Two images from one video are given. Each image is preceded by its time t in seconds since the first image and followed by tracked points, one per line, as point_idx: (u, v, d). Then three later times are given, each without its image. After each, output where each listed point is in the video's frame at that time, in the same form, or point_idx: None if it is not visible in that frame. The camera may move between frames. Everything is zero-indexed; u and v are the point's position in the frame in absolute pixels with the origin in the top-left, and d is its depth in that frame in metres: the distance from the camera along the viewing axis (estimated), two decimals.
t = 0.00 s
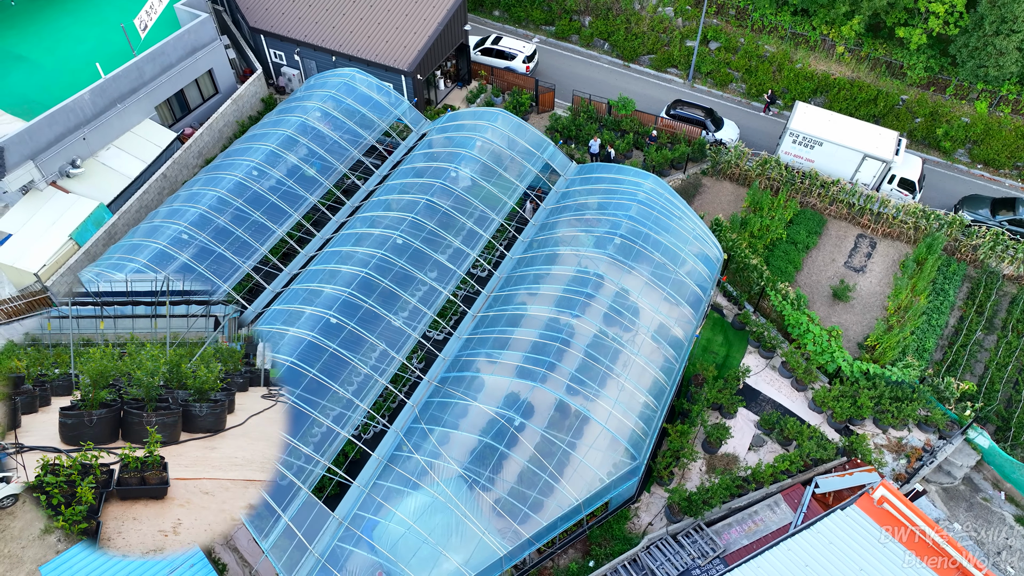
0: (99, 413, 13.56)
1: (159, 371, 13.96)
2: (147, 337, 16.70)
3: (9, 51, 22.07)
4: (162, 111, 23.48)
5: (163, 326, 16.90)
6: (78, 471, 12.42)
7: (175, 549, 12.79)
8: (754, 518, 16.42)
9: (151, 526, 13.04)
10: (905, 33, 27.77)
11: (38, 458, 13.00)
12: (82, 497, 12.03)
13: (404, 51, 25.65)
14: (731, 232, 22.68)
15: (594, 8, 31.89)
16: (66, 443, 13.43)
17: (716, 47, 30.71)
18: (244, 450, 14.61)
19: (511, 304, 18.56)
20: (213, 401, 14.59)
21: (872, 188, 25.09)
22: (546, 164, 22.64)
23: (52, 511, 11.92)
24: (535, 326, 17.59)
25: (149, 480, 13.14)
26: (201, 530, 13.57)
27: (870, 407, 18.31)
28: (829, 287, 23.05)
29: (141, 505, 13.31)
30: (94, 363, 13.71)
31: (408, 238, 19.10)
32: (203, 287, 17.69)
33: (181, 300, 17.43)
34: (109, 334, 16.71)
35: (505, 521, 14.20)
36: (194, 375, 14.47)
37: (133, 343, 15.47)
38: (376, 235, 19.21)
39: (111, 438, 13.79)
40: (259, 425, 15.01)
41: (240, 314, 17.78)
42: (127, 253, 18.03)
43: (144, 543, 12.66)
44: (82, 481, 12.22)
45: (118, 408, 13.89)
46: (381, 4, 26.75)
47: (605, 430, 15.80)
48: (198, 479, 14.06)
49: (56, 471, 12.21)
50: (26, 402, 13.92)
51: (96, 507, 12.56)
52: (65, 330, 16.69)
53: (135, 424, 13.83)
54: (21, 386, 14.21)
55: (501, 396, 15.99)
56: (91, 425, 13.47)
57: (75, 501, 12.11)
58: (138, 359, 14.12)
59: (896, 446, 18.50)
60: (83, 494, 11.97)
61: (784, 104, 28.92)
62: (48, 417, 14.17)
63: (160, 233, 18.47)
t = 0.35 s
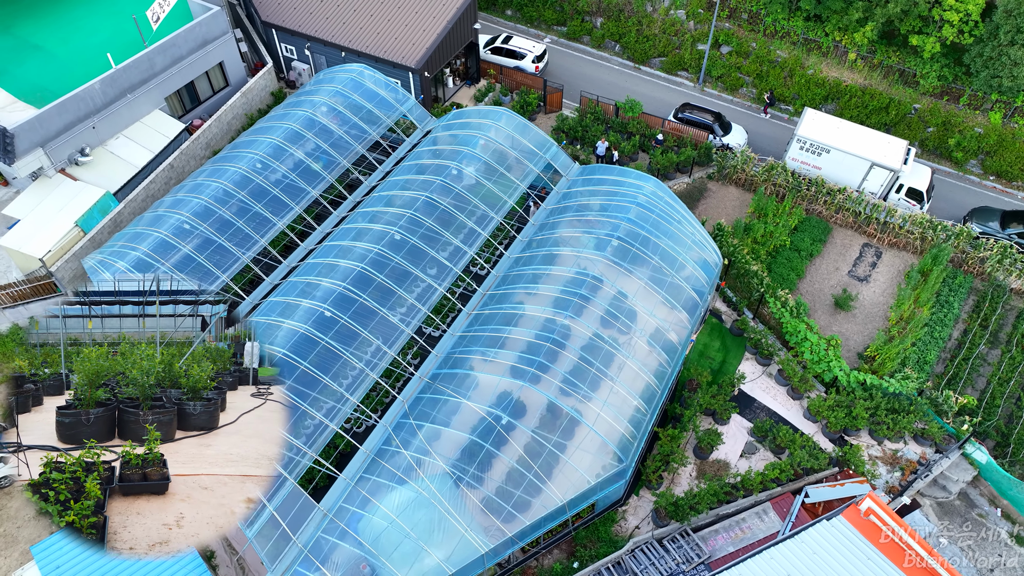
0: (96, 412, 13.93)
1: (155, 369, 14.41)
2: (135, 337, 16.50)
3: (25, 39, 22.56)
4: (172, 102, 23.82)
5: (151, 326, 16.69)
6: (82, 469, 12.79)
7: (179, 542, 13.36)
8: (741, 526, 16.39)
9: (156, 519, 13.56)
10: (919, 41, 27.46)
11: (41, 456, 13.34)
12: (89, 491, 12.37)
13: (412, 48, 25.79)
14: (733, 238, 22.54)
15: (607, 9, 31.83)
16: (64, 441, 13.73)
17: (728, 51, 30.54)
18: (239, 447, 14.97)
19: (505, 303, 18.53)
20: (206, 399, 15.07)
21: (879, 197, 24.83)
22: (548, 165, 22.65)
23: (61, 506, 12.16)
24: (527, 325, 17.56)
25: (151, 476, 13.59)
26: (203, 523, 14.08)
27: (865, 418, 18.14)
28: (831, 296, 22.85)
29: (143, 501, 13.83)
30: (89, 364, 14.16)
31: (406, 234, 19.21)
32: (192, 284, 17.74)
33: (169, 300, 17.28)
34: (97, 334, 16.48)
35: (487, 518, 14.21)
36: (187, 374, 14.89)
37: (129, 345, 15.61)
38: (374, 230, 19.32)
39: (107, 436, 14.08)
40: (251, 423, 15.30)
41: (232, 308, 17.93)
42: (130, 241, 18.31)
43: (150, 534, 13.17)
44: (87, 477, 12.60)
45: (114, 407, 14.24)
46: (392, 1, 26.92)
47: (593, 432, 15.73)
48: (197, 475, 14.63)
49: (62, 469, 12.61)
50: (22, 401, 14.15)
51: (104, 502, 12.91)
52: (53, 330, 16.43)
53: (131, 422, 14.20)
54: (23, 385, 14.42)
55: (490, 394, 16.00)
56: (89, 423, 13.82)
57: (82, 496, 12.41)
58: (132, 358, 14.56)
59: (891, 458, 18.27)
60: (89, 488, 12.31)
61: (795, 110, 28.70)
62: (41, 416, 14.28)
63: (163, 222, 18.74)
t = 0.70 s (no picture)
0: (107, 408, 14.10)
1: (165, 367, 14.77)
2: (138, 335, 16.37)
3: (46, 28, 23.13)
4: (185, 93, 24.21)
5: (154, 324, 16.60)
6: (99, 463, 13.05)
7: (195, 536, 13.80)
8: (729, 534, 16.34)
9: (173, 512, 13.86)
10: (936, 51, 27.10)
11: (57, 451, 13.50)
12: (110, 484, 12.71)
13: (424, 46, 25.94)
14: (737, 244, 22.37)
15: (622, 11, 31.72)
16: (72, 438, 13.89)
17: (743, 57, 30.30)
18: (248, 443, 15.18)
19: (502, 301, 18.50)
20: (214, 396, 15.15)
21: (890, 208, 24.49)
22: (553, 165, 22.64)
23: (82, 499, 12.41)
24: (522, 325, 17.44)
25: (166, 471, 13.85)
26: (219, 517, 14.02)
27: (862, 431, 17.92)
28: (835, 306, 22.58)
29: (158, 495, 13.98)
30: (98, 361, 14.29)
31: (406, 230, 19.33)
32: (193, 273, 18.00)
33: (172, 298, 17.33)
34: (99, 332, 16.28)
35: (471, 515, 14.25)
36: (196, 371, 15.03)
37: (136, 342, 15.66)
38: (375, 225, 19.47)
39: (117, 433, 14.15)
40: (258, 420, 15.48)
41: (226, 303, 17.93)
42: (136, 228, 18.66)
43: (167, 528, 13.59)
44: (106, 470, 12.91)
45: (124, 403, 14.35)
46: None
47: (582, 434, 15.62)
48: (209, 470, 14.51)
49: (80, 463, 12.92)
50: (33, 398, 14.24)
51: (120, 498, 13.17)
52: (56, 327, 16.26)
53: (142, 419, 14.25)
54: (39, 381, 14.59)
55: (480, 392, 15.96)
56: (100, 420, 14.01)
57: (103, 488, 12.76)
58: (140, 356, 14.82)
59: (887, 472, 18.03)
60: (110, 480, 12.62)
61: (809, 117, 28.38)
62: (51, 413, 14.26)
63: (169, 211, 19.07)
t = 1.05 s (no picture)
0: (138, 402, 14.92)
1: (194, 362, 15.27)
2: (164, 327, 17.02)
3: (77, 15, 23.79)
4: (207, 82, 24.65)
5: (179, 317, 17.30)
6: (135, 455, 13.93)
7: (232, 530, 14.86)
8: (721, 544, 16.22)
9: (209, 506, 14.97)
10: (963, 64, 26.55)
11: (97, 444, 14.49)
12: (147, 476, 13.60)
13: (443, 43, 26.08)
14: (748, 253, 22.15)
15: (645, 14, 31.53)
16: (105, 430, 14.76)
17: (765, 64, 29.96)
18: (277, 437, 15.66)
19: (504, 300, 18.50)
20: (244, 390, 15.72)
21: (907, 222, 24.07)
22: (564, 166, 22.62)
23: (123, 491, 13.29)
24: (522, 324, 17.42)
25: (199, 464, 14.92)
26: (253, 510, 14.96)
27: (863, 447, 17.65)
28: (845, 320, 22.25)
29: (193, 488, 15.13)
30: (130, 355, 14.92)
31: (412, 226, 19.48)
32: (203, 260, 18.33)
33: (198, 292, 17.98)
34: (125, 326, 16.95)
35: (460, 511, 14.33)
36: (225, 365, 15.55)
37: (165, 335, 16.14)
38: (382, 219, 19.65)
39: (149, 425, 14.99)
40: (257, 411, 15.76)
41: (224, 297, 18.11)
42: (150, 214, 19.05)
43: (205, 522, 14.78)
44: (142, 463, 13.72)
45: (155, 397, 15.11)
46: None
47: (576, 436, 15.56)
48: (243, 464, 15.25)
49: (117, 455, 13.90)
50: (62, 391, 15.33)
51: (157, 489, 14.21)
52: (82, 321, 17.09)
53: (172, 412, 15.14)
54: (74, 374, 15.57)
55: (476, 390, 16.00)
56: (131, 413, 14.84)
57: (140, 480, 13.68)
58: (169, 348, 15.33)
59: (888, 490, 17.73)
60: (147, 472, 13.50)
61: (830, 127, 27.97)
62: (82, 406, 15.17)
63: (183, 198, 19.45)
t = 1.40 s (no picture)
0: (193, 400, 15.32)
1: (249, 360, 15.78)
2: (219, 323, 16.96)
3: (106, 4, 24.38)
4: (228, 73, 25.08)
5: (232, 314, 17.16)
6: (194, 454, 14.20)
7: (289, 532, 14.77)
8: (712, 555, 16.09)
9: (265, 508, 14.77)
10: (990, 78, 25.97)
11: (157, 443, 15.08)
12: (206, 475, 13.76)
13: (462, 41, 26.20)
14: (758, 263, 21.92)
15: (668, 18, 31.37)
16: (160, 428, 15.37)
17: (787, 72, 29.59)
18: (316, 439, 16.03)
19: (507, 299, 18.50)
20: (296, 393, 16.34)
21: (925, 238, 23.64)
22: (576, 169, 22.58)
23: (182, 490, 13.44)
24: (522, 325, 17.44)
25: (258, 465, 15.05)
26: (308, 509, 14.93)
27: (864, 464, 17.38)
28: (855, 334, 21.90)
29: (252, 490, 15.06)
30: (186, 353, 15.32)
31: (419, 222, 19.63)
32: (212, 248, 18.66)
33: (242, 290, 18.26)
34: (177, 323, 16.93)
35: (449, 508, 14.39)
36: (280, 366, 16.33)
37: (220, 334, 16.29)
38: (390, 214, 19.83)
39: (205, 424, 15.35)
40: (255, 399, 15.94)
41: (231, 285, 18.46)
42: (164, 201, 19.45)
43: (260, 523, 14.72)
44: (200, 461, 13.89)
45: (211, 395, 15.41)
46: None
47: (569, 439, 15.50)
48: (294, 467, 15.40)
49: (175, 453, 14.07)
50: (118, 388, 15.77)
51: (217, 489, 14.37)
52: (138, 320, 16.94)
53: (229, 411, 15.33)
54: (134, 371, 15.80)
55: (471, 387, 16.03)
56: (186, 411, 15.29)
57: (200, 479, 13.84)
58: (225, 347, 15.69)
59: (888, 510, 17.42)
60: (206, 472, 13.68)
61: (850, 138, 27.56)
62: (137, 403, 15.78)
63: (197, 186, 19.83)
